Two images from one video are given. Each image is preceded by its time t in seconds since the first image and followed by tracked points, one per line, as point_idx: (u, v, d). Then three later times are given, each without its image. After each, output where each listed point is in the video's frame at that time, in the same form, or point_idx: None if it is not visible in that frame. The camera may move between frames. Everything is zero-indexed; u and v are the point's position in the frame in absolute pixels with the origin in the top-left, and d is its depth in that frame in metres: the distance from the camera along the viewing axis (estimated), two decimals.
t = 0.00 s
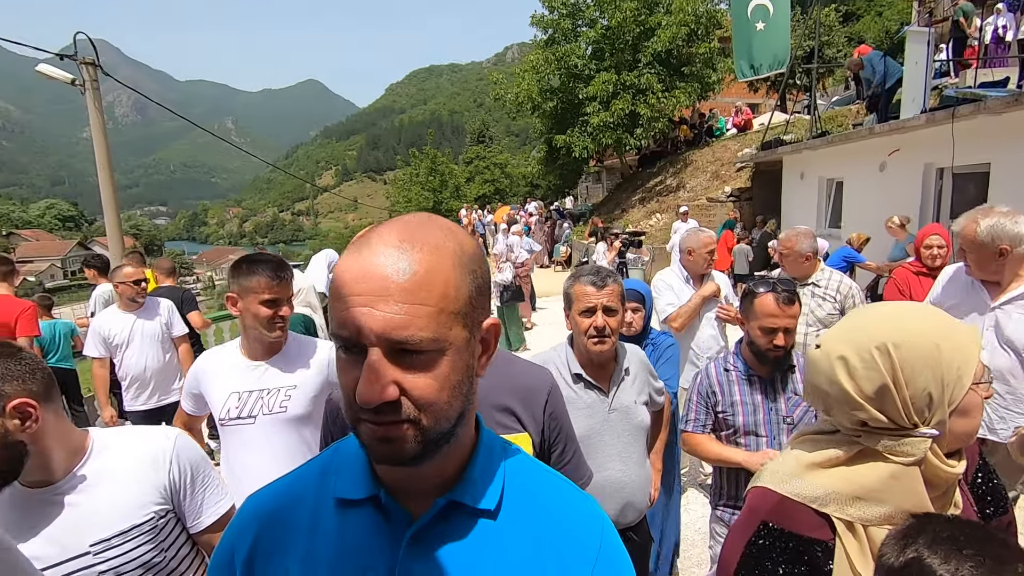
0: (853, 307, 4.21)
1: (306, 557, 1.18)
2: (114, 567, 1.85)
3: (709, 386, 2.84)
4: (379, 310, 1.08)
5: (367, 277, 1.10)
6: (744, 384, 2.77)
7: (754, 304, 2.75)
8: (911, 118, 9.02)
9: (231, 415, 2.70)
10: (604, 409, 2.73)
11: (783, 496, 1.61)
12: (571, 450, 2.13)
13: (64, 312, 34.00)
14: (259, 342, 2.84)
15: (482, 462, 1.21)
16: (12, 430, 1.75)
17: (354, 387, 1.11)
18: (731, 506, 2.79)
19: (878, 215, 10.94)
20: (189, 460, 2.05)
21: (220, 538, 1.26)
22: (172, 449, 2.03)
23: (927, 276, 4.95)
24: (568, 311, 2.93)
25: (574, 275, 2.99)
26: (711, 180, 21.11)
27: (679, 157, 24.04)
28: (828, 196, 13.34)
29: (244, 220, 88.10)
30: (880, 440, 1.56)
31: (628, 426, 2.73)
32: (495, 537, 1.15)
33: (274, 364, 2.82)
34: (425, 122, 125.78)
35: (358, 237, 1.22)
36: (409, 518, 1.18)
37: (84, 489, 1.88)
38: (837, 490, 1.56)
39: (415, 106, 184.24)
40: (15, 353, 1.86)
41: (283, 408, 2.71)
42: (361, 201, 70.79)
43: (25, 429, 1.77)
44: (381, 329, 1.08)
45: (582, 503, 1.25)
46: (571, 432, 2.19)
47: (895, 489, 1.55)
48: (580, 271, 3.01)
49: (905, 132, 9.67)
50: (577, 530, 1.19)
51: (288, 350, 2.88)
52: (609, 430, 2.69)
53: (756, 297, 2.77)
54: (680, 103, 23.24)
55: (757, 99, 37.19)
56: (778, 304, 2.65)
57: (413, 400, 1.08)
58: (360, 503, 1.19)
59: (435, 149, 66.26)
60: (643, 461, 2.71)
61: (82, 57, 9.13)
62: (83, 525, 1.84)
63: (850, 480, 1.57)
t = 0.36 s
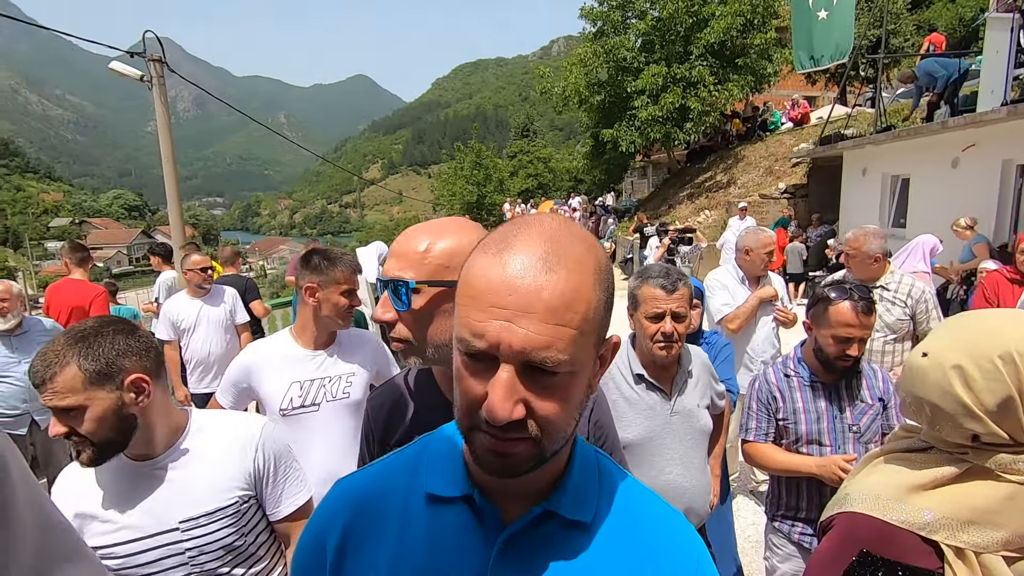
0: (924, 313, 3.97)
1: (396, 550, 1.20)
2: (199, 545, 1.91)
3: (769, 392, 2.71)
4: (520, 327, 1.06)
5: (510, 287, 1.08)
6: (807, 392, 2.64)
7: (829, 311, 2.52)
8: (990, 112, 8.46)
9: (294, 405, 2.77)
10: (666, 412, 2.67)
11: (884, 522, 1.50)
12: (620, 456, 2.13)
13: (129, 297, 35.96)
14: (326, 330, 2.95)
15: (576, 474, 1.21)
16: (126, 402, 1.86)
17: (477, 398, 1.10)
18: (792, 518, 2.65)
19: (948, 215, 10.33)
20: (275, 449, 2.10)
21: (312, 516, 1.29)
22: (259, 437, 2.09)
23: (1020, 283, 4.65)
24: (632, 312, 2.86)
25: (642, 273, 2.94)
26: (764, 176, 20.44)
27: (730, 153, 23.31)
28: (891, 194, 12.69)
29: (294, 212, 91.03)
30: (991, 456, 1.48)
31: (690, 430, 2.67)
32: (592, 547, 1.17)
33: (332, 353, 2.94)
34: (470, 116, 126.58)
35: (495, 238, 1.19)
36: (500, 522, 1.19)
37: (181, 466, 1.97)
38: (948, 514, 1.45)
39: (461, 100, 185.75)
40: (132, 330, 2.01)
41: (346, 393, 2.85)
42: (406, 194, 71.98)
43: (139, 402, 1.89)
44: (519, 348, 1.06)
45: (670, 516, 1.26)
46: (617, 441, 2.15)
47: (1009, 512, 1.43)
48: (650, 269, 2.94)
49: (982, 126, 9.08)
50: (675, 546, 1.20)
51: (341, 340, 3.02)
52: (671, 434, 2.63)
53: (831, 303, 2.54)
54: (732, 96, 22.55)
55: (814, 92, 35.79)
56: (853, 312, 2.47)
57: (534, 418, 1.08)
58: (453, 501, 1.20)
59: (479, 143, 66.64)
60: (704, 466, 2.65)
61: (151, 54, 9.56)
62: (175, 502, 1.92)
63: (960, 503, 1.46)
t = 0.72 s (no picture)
0: (998, 314, 3.75)
1: (470, 538, 1.20)
2: (278, 524, 1.95)
3: (828, 393, 2.59)
4: (602, 316, 1.06)
5: (593, 276, 1.08)
6: (871, 395, 2.51)
7: (901, 310, 2.37)
8: None
9: (353, 392, 2.81)
10: (719, 410, 2.58)
11: (931, 512, 1.50)
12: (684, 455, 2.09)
13: (183, 283, 37.55)
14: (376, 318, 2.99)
15: (655, 474, 1.21)
16: (230, 377, 1.97)
17: (558, 387, 1.09)
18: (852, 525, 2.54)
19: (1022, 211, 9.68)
20: (353, 438, 2.14)
21: (382, 503, 1.32)
22: (341, 425, 2.14)
23: None
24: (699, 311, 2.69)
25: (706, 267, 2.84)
26: (818, 168, 19.67)
27: (781, 144, 22.46)
28: (957, 188, 11.98)
29: (338, 202, 93.09)
30: None
31: (745, 428, 2.61)
32: (667, 546, 1.16)
33: (383, 340, 2.99)
34: (511, 107, 126.34)
35: (576, 228, 1.19)
36: (576, 517, 1.18)
37: (268, 444, 2.03)
38: (999, 511, 1.43)
39: (503, 92, 185.66)
40: (239, 309, 2.13)
41: (398, 378, 2.95)
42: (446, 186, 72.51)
43: (241, 378, 2.00)
44: (602, 337, 1.05)
45: (742, 514, 1.25)
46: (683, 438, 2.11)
47: None
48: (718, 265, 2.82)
49: None
50: (751, 549, 1.19)
51: (387, 328, 3.07)
52: (726, 433, 2.55)
53: (903, 302, 2.39)
54: (785, 86, 21.70)
55: (872, 81, 34.12)
56: (928, 313, 2.32)
57: (615, 410, 1.07)
58: (526, 492, 1.20)
59: (520, 135, 66.46)
60: (757, 467, 2.60)
61: (206, 48, 9.88)
62: (258, 480, 1.97)
63: (1013, 500, 1.43)
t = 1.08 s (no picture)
0: None
1: (508, 533, 1.21)
2: (335, 515, 2.00)
3: (875, 397, 2.48)
4: (642, 303, 1.05)
5: (626, 264, 1.08)
6: (921, 401, 2.39)
7: (957, 313, 2.25)
8: None
9: (401, 381, 2.85)
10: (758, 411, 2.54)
11: (965, 507, 1.52)
12: (761, 473, 1.95)
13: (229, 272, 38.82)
14: (425, 309, 3.01)
15: (695, 475, 1.19)
16: (308, 367, 2.08)
17: (598, 382, 1.08)
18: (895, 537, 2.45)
19: None
20: (413, 437, 2.16)
21: (422, 496, 1.34)
22: (402, 423, 2.16)
23: None
24: (774, 317, 2.52)
25: (777, 271, 2.72)
26: (870, 163, 18.89)
27: (831, 138, 21.60)
28: None
29: (378, 196, 94.70)
30: None
31: (784, 432, 2.53)
32: (704, 548, 1.13)
33: (433, 332, 3.02)
34: (550, 101, 125.65)
35: (609, 219, 1.19)
36: (612, 520, 1.17)
37: (339, 435, 2.08)
38: None
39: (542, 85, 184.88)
40: (319, 301, 2.25)
41: (447, 370, 2.98)
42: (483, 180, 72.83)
43: (319, 368, 2.11)
44: (643, 321, 1.04)
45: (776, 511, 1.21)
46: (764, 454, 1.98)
47: None
48: (793, 271, 2.70)
49: None
50: (793, 549, 1.15)
51: (437, 320, 3.10)
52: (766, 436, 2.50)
53: (959, 304, 2.27)
54: (836, 77, 20.85)
55: (933, 71, 32.39)
56: (987, 317, 2.20)
57: (655, 403, 1.05)
58: (566, 490, 1.20)
59: (558, 129, 66.06)
60: (796, 473, 2.51)
61: (254, 45, 10.18)
62: (318, 470, 2.03)
63: None
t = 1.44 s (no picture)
0: None
1: (546, 537, 1.19)
2: (373, 512, 2.02)
3: (921, 407, 2.37)
4: (720, 297, 1.03)
5: (703, 262, 1.06)
6: (971, 412, 2.27)
7: (999, 318, 2.13)
8: None
9: (455, 375, 2.88)
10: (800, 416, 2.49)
11: None
12: (828, 497, 1.83)
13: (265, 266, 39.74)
14: (481, 306, 3.03)
15: (739, 483, 1.15)
16: (361, 365, 2.11)
17: (669, 383, 1.04)
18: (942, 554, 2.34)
19: None
20: (455, 441, 2.16)
21: (460, 496, 1.35)
22: (446, 426, 2.17)
23: None
24: (836, 322, 2.43)
25: (836, 275, 2.67)
26: (916, 159, 18.14)
27: (875, 133, 20.80)
28: None
29: (410, 191, 95.71)
30: None
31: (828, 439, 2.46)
32: (748, 558, 1.10)
33: (490, 327, 3.03)
34: (582, 96, 124.71)
35: (672, 212, 1.18)
36: (651, 525, 1.14)
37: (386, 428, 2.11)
38: None
39: (574, 81, 183.50)
40: (373, 300, 2.29)
41: (501, 367, 2.98)
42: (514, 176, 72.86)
43: (372, 365, 2.14)
44: (722, 316, 1.03)
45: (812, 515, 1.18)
46: (834, 475, 1.86)
47: None
48: (852, 276, 2.66)
49: None
50: (840, 560, 1.11)
51: (495, 315, 3.09)
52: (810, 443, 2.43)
53: (1002, 309, 2.14)
54: (881, 70, 20.05)
55: (988, 61, 30.82)
56: None
57: (731, 400, 1.03)
58: (600, 495, 1.18)
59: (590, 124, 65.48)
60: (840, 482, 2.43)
61: (291, 44, 10.37)
62: (364, 466, 2.05)
63: None
